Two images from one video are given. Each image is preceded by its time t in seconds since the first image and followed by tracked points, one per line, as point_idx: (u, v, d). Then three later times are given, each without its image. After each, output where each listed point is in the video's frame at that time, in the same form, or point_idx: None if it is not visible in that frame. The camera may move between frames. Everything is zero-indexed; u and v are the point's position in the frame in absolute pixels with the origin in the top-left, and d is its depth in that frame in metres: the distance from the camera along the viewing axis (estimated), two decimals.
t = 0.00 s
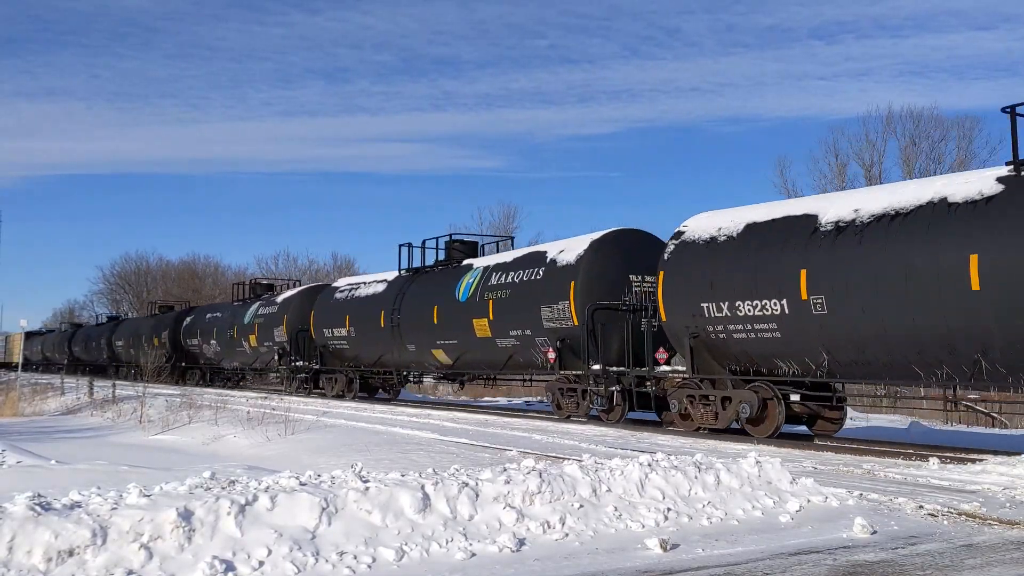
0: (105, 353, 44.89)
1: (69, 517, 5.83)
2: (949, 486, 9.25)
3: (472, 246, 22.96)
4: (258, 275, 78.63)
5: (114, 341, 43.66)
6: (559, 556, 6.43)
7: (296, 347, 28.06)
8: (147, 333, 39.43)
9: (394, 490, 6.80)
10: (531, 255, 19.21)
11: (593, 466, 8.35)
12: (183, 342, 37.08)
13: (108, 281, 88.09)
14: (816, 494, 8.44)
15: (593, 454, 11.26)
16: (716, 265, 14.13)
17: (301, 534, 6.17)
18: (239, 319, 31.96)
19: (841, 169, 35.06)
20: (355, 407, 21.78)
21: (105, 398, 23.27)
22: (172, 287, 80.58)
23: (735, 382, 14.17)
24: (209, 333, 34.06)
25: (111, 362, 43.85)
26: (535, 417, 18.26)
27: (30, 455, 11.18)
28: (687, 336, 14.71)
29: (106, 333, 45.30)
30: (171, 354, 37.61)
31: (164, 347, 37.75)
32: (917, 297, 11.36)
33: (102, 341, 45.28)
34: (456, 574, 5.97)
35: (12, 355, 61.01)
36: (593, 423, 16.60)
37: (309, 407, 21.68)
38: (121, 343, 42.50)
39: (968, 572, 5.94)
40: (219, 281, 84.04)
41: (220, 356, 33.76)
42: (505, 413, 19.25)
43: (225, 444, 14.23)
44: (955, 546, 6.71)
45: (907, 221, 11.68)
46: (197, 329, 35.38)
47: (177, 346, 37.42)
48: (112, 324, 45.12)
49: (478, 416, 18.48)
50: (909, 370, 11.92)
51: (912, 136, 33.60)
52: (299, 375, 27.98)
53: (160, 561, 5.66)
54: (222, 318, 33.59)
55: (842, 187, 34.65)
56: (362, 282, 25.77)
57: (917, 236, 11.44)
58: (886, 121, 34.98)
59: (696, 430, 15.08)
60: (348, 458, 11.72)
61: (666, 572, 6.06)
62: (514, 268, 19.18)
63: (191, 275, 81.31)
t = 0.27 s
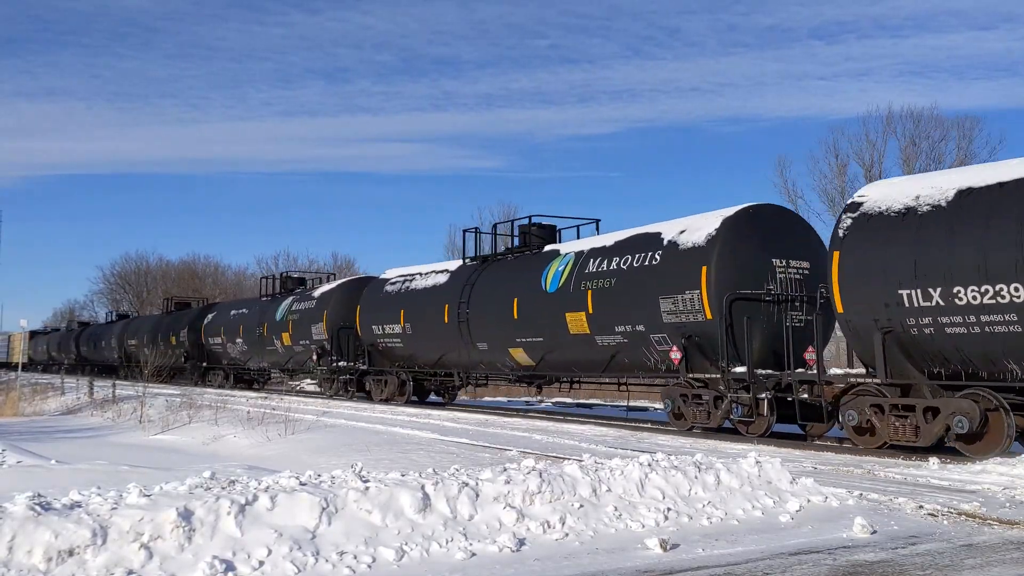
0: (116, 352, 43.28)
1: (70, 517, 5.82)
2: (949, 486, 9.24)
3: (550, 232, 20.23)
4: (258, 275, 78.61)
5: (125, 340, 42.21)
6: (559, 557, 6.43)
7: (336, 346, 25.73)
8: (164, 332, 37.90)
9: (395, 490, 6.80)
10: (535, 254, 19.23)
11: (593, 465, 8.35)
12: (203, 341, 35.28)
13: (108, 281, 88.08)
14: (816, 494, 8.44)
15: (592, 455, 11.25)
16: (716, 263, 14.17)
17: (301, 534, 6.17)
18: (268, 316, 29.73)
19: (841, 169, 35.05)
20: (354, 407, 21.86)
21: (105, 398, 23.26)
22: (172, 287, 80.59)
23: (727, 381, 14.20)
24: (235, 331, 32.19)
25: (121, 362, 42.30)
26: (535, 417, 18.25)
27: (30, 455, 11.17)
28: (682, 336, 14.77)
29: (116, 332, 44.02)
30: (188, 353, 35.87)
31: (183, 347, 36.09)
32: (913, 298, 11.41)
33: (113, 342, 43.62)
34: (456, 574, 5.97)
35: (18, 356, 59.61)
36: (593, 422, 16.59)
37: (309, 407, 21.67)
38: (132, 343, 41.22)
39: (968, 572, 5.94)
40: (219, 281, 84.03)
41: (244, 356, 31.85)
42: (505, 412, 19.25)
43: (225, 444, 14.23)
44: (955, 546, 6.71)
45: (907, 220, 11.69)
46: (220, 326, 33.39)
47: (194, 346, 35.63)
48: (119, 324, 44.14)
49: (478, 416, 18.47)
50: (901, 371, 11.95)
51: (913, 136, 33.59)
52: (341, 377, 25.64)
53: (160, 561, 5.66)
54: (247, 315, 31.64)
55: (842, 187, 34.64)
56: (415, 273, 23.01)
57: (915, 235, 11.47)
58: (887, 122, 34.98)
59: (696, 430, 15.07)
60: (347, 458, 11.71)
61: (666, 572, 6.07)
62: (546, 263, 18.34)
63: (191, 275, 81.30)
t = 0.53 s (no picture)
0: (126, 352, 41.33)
1: (70, 517, 5.82)
2: (948, 486, 9.24)
3: (652, 210, 17.62)
4: (258, 275, 78.60)
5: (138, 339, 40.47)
6: (559, 557, 6.42)
7: (385, 345, 23.16)
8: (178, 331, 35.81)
9: (395, 490, 6.80)
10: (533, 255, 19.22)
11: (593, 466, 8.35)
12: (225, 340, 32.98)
13: (108, 280, 88.07)
14: (816, 494, 8.44)
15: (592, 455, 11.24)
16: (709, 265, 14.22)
17: (301, 534, 6.17)
18: (303, 313, 27.35)
19: (842, 169, 35.03)
20: (355, 407, 21.90)
21: (106, 398, 23.24)
22: (172, 287, 80.58)
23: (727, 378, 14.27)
24: (263, 329, 29.75)
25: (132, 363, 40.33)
26: (535, 417, 18.24)
27: (30, 455, 11.15)
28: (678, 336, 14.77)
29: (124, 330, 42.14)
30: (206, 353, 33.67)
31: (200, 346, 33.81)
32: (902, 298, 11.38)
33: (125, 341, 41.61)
34: (456, 574, 5.97)
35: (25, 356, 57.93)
36: (593, 422, 16.59)
37: (309, 407, 21.66)
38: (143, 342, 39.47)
39: (968, 572, 5.94)
40: (219, 281, 84.02)
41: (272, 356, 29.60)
42: (505, 413, 19.26)
43: (225, 444, 14.22)
44: (955, 546, 6.71)
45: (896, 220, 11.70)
46: (243, 323, 31.10)
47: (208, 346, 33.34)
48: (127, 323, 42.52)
49: (479, 416, 18.46)
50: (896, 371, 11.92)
51: (913, 136, 33.57)
52: (391, 380, 23.31)
53: (161, 561, 5.66)
54: (276, 311, 29.34)
55: (842, 187, 34.63)
56: (482, 261, 20.40)
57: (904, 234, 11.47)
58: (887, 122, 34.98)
59: (696, 430, 15.05)
60: (347, 458, 11.71)
61: (666, 572, 6.06)
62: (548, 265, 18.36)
63: (191, 275, 81.31)
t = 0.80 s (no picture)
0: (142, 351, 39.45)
1: (70, 516, 5.82)
2: (948, 486, 9.24)
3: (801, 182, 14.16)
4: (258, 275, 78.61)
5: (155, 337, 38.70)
6: (559, 556, 6.42)
7: (449, 342, 20.32)
8: (205, 327, 33.71)
9: (395, 490, 6.80)
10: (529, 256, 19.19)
11: (593, 465, 8.35)
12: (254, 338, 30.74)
13: (108, 280, 88.08)
14: (816, 494, 8.44)
15: (592, 455, 11.24)
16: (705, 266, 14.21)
17: (301, 534, 6.17)
18: (347, 307, 25.06)
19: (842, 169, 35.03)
20: (355, 407, 21.92)
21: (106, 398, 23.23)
22: (172, 287, 80.60)
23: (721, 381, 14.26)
24: (299, 325, 27.56)
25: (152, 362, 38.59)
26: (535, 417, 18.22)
27: (30, 455, 11.14)
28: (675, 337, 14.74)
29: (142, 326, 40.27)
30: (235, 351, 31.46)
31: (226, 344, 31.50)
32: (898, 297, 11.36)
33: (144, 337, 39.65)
34: (456, 574, 5.96)
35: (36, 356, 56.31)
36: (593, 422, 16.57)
37: (309, 407, 21.66)
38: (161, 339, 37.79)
39: (968, 572, 5.94)
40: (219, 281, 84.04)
41: (311, 355, 27.26)
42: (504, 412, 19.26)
43: (225, 444, 14.21)
44: (955, 546, 6.71)
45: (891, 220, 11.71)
46: (279, 318, 28.74)
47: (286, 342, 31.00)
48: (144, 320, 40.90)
49: (479, 416, 18.45)
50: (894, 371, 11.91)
51: (913, 136, 33.57)
52: (456, 383, 20.61)
53: (161, 560, 5.66)
54: (316, 307, 26.96)
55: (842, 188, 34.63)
56: (575, 246, 17.66)
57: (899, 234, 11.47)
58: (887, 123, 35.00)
59: (696, 430, 15.03)
60: (348, 458, 11.69)
61: (665, 572, 6.06)
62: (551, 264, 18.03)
63: (191, 275, 81.34)
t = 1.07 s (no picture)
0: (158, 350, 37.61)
1: (70, 516, 5.82)
2: (948, 486, 9.24)
3: (1013, 143, 11.92)
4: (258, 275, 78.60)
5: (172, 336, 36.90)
6: (559, 556, 6.42)
7: (533, 342, 18.03)
8: (227, 323, 31.48)
9: (395, 490, 6.80)
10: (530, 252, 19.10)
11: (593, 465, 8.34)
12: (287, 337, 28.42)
13: (109, 280, 88.10)
14: (815, 494, 8.44)
15: (593, 455, 11.22)
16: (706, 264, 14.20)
17: (301, 534, 6.17)
18: (399, 301, 22.49)
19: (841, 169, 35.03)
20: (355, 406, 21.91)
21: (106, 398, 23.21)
22: (172, 287, 80.61)
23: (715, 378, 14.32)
24: (342, 322, 25.05)
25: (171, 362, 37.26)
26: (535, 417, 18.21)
27: (30, 455, 11.12)
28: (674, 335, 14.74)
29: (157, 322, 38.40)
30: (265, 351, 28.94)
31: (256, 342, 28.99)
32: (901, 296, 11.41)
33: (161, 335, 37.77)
34: (456, 574, 5.96)
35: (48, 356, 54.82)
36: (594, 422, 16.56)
37: (309, 407, 21.65)
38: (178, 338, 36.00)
39: (968, 572, 5.94)
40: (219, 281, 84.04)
41: (355, 354, 24.77)
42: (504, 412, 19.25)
43: (225, 444, 14.20)
44: (955, 546, 6.70)
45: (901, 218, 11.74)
46: (317, 314, 26.43)
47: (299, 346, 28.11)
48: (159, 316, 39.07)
49: (478, 416, 18.41)
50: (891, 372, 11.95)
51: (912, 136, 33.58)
52: (541, 385, 18.29)
53: (161, 560, 5.66)
54: (363, 301, 24.33)
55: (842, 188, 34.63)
56: (700, 227, 14.77)
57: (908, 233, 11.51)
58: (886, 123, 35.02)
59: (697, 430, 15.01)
60: (348, 458, 11.68)
61: (666, 572, 6.06)
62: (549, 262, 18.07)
63: (191, 275, 81.34)
